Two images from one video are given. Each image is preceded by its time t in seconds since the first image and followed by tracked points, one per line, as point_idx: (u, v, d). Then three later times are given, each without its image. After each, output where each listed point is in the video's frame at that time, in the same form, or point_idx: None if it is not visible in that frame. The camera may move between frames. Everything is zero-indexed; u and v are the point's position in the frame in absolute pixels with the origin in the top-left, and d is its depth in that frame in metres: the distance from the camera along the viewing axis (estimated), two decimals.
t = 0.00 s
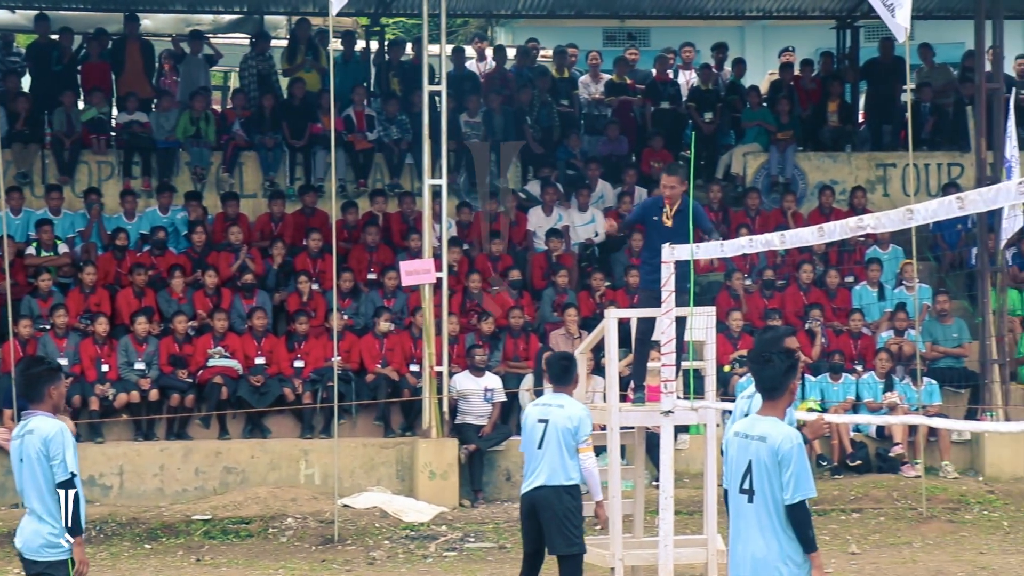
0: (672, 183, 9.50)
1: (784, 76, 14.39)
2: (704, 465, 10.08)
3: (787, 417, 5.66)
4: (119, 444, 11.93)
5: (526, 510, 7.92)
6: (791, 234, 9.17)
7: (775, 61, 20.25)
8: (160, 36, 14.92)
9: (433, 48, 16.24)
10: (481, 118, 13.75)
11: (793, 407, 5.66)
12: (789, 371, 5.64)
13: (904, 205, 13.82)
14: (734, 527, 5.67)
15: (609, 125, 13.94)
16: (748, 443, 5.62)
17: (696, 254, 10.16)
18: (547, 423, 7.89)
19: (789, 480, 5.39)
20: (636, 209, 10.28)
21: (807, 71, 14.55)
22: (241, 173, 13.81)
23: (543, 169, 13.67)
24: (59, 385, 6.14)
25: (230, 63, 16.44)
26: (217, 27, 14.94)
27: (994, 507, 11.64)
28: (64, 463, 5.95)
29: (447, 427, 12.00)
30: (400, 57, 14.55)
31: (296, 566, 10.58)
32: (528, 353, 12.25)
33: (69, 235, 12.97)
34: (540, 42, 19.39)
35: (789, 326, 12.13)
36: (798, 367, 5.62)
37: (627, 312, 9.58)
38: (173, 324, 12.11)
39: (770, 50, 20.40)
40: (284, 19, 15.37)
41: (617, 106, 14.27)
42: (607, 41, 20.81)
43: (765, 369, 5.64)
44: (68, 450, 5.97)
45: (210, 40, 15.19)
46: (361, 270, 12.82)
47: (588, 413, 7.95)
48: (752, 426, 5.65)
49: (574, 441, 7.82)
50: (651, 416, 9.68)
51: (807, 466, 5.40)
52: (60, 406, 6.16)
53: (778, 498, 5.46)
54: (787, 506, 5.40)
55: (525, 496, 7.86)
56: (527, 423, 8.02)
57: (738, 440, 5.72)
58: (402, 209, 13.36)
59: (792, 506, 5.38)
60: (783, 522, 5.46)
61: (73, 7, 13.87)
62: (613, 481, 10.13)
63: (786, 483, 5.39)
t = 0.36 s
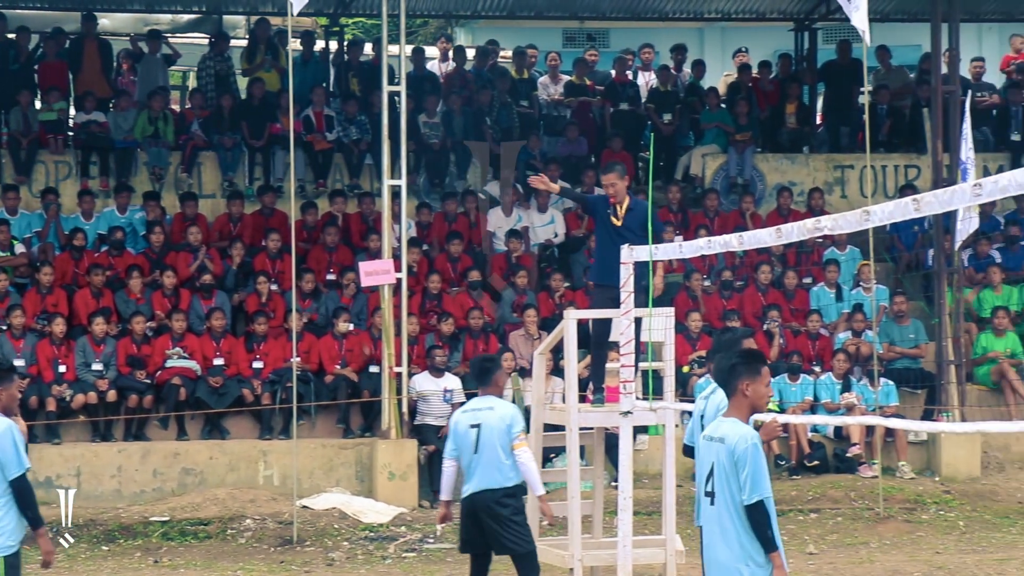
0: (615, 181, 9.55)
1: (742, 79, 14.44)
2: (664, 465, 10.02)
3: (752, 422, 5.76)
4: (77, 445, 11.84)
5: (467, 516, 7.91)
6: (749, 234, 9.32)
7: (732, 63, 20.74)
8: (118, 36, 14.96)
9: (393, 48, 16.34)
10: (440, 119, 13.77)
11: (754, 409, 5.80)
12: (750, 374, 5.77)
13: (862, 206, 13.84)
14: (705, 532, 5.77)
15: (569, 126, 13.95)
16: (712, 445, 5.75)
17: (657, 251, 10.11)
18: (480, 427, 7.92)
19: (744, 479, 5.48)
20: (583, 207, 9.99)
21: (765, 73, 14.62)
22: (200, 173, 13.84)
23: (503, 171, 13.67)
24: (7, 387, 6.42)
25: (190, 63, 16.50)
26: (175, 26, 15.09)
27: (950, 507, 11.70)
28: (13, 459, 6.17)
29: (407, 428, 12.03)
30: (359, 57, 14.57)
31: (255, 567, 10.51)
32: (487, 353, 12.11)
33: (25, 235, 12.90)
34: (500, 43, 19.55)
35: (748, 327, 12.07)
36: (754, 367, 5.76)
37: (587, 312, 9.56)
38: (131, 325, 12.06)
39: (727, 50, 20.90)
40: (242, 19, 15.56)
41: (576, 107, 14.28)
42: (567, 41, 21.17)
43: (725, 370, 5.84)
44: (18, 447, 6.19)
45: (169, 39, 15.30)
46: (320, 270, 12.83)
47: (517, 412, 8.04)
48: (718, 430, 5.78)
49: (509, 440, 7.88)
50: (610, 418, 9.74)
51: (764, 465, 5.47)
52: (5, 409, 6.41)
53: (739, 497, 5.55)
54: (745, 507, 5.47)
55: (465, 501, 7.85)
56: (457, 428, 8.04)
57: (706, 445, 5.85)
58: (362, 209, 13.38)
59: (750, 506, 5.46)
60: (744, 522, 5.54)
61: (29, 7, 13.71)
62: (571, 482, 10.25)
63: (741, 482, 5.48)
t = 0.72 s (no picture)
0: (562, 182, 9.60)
1: (699, 81, 14.55)
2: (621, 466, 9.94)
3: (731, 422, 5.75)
4: (33, 447, 11.79)
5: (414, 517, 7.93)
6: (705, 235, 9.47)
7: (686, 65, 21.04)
8: (75, 35, 15.13)
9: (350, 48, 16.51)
10: (398, 119, 13.73)
11: (734, 411, 5.79)
12: (729, 375, 5.77)
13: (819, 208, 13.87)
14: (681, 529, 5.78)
15: (527, 127, 13.98)
16: (688, 443, 5.76)
17: (614, 255, 10.19)
18: (422, 426, 7.93)
19: (717, 477, 5.48)
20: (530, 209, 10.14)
21: (722, 74, 14.65)
22: (158, 173, 13.77)
23: (462, 170, 13.65)
24: None
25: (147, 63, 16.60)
26: (133, 25, 15.53)
27: (905, 507, 11.77)
28: None
29: (365, 429, 12.08)
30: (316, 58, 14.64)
31: (212, 568, 10.40)
32: (446, 354, 12.06)
33: None
34: (457, 44, 19.71)
35: (705, 328, 12.11)
36: (735, 368, 5.77)
37: (545, 313, 9.38)
38: (88, 326, 12.04)
39: (684, 50, 20.87)
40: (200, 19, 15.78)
41: (534, 109, 14.34)
42: (524, 42, 21.16)
43: (707, 371, 5.85)
44: None
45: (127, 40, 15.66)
46: (278, 271, 12.81)
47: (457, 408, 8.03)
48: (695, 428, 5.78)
49: (449, 438, 7.88)
50: (567, 418, 9.48)
51: (739, 465, 5.47)
52: None
53: (711, 496, 5.56)
54: (717, 504, 5.48)
55: (412, 500, 7.89)
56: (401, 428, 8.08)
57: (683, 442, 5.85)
58: (320, 210, 13.40)
59: (722, 504, 5.46)
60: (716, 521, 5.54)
61: None
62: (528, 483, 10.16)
63: (715, 480, 5.48)
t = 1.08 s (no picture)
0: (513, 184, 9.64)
1: (653, 83, 14.61)
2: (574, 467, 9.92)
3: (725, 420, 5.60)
4: None
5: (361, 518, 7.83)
6: (659, 236, 9.62)
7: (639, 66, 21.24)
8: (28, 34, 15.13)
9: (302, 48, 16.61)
10: (354, 120, 13.73)
11: (728, 409, 5.73)
12: (718, 371, 5.73)
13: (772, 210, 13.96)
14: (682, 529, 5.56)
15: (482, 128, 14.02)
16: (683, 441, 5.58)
17: (569, 257, 10.26)
18: (379, 430, 7.83)
19: (711, 469, 5.31)
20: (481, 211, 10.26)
21: (676, 77, 14.85)
22: (112, 173, 13.85)
23: (417, 171, 13.68)
24: None
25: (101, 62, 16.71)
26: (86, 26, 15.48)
27: (856, 507, 11.84)
28: None
29: (320, 431, 12.05)
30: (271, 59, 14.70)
31: (165, 570, 10.33)
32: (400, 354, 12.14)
33: None
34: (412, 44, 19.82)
35: (660, 328, 12.24)
36: (725, 366, 5.73)
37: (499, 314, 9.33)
38: (40, 326, 11.92)
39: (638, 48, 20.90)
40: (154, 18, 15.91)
41: (489, 110, 14.41)
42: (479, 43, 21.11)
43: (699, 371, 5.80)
44: None
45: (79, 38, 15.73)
46: (233, 272, 12.83)
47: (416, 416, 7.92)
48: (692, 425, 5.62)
49: (406, 447, 7.80)
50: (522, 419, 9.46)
51: (736, 453, 5.30)
52: None
53: (707, 490, 5.36)
54: (715, 498, 5.29)
55: (360, 502, 7.80)
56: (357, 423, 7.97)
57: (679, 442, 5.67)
58: (275, 210, 13.44)
59: (720, 497, 5.26)
60: (714, 516, 5.34)
61: None
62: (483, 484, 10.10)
63: (708, 472, 5.32)
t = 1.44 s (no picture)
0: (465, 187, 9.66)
1: (605, 85, 14.66)
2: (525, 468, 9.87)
3: (710, 416, 5.71)
4: None
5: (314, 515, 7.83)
6: (612, 238, 9.82)
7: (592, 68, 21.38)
8: None
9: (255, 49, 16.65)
10: (307, 120, 13.71)
11: (714, 410, 5.73)
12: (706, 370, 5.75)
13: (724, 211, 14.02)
14: (670, 531, 5.61)
15: (435, 129, 14.05)
16: (671, 443, 5.63)
17: (522, 258, 10.37)
18: (332, 428, 7.79)
19: (708, 471, 5.39)
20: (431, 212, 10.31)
21: (629, 78, 14.86)
22: (61, 172, 13.80)
23: (370, 171, 13.73)
24: None
25: (53, 60, 16.81)
26: (36, 23, 15.66)
27: (806, 507, 11.91)
28: None
29: (271, 432, 12.01)
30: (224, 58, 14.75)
31: (114, 571, 10.28)
32: (352, 355, 12.16)
33: None
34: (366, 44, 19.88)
35: (612, 328, 12.33)
36: (713, 366, 5.73)
37: (450, 316, 9.37)
38: None
39: (593, 50, 21.29)
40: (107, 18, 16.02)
41: (442, 110, 14.46)
42: (434, 44, 21.69)
43: (685, 371, 5.80)
44: None
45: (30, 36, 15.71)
46: (184, 272, 12.82)
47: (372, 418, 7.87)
48: (678, 425, 5.67)
49: (357, 448, 7.76)
50: (474, 419, 9.40)
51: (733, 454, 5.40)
52: None
53: (702, 491, 5.45)
54: (711, 498, 5.37)
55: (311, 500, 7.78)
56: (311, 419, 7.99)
57: (662, 444, 5.71)
58: (226, 210, 13.43)
59: (716, 497, 5.35)
60: (709, 516, 5.43)
61: None
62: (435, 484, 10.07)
63: (705, 473, 5.39)
